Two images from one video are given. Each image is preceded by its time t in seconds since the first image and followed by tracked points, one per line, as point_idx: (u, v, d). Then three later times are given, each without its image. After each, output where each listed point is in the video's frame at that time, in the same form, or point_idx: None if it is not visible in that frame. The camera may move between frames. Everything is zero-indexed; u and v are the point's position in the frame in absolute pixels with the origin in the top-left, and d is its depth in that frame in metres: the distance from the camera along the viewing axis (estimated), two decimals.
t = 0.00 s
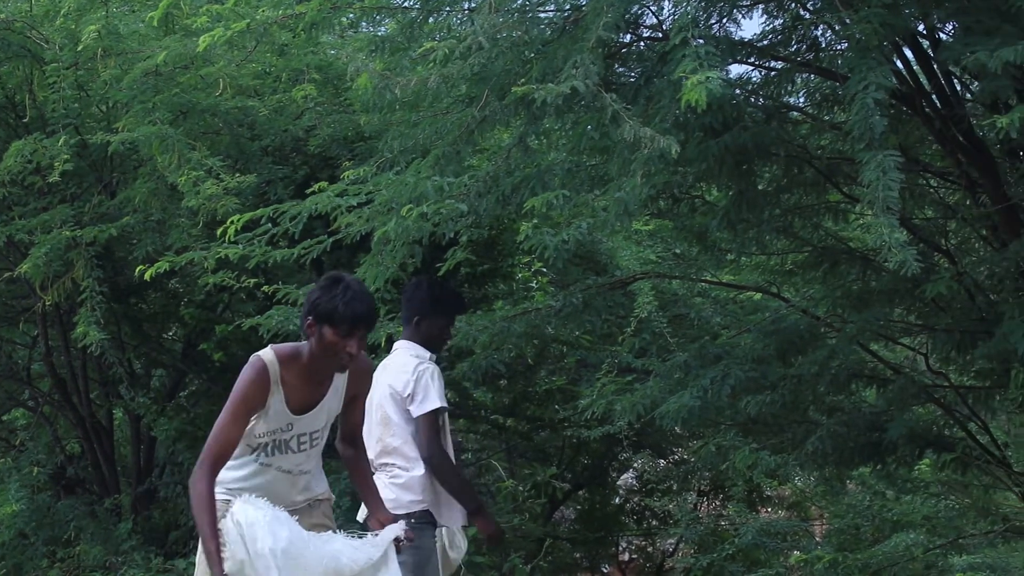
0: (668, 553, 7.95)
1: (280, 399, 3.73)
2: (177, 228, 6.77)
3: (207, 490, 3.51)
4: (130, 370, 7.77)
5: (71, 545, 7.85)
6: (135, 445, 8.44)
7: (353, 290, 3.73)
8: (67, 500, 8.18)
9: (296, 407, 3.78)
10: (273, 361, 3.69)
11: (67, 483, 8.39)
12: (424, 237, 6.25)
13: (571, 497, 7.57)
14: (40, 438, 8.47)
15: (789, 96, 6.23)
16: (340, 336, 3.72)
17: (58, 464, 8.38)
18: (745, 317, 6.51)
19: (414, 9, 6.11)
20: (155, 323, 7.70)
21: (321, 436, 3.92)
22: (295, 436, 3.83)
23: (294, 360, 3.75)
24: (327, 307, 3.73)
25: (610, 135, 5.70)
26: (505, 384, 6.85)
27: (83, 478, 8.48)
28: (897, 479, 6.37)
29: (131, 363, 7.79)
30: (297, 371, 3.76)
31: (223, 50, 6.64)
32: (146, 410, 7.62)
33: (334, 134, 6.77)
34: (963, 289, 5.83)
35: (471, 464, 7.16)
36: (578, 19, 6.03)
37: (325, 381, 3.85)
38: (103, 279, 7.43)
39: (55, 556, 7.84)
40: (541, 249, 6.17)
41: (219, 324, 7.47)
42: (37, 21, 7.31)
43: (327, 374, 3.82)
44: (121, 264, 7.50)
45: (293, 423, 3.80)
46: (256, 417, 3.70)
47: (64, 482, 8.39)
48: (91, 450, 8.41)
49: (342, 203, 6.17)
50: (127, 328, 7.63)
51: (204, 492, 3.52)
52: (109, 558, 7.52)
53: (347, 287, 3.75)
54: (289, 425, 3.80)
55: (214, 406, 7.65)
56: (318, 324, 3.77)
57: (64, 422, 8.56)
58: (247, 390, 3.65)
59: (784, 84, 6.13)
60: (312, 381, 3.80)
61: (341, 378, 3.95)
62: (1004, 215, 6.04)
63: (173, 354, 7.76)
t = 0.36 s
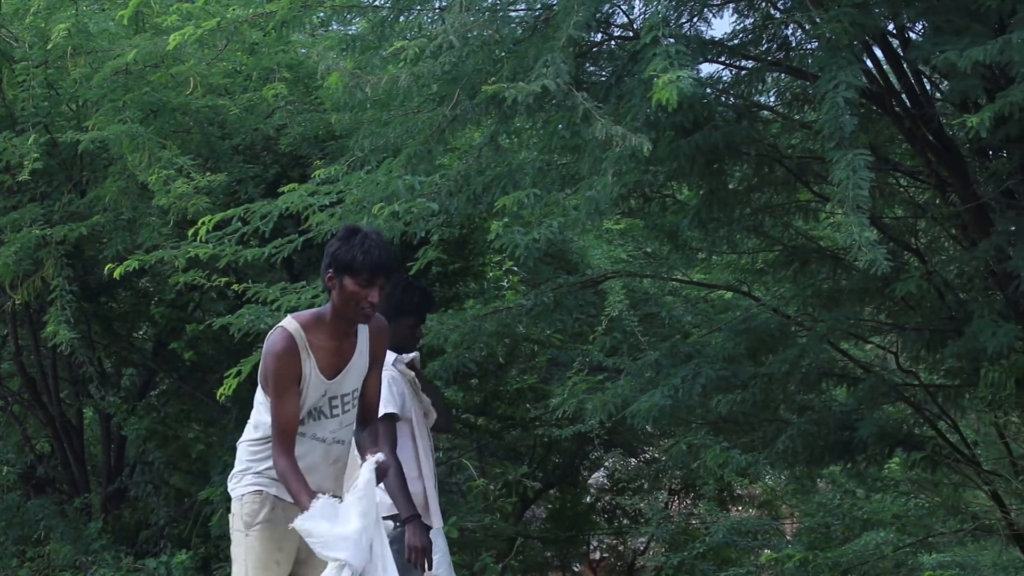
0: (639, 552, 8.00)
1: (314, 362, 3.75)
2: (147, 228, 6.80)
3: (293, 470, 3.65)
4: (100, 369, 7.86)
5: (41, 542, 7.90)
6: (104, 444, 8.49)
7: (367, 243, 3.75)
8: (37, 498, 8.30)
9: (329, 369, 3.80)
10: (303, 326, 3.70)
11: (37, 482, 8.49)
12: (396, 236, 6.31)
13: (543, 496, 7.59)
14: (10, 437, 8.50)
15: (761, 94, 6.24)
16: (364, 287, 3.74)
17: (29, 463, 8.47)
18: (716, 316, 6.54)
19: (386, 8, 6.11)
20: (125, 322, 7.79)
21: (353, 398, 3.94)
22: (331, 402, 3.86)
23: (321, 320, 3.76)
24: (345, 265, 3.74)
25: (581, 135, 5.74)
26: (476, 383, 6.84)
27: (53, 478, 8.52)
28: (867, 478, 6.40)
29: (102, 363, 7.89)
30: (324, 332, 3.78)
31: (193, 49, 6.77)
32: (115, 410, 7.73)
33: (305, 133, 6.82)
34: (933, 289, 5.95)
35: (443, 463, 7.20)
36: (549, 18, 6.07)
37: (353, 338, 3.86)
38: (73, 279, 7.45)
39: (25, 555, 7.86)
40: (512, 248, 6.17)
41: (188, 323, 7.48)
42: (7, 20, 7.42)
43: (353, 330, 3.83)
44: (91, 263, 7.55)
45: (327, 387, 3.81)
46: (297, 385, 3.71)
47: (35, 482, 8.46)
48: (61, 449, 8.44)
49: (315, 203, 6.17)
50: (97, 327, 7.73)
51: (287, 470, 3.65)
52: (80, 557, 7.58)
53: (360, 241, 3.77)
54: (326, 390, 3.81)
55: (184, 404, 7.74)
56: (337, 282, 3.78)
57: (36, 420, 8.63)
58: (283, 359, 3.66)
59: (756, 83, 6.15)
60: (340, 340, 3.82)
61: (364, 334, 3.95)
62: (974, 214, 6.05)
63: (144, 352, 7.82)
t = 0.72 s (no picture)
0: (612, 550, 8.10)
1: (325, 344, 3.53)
2: (120, 227, 6.91)
3: (309, 441, 3.38)
4: (72, 368, 8.11)
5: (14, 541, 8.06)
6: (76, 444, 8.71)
7: (364, 218, 3.54)
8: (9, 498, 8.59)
9: (346, 352, 3.57)
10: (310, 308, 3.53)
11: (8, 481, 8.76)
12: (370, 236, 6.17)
13: (515, 494, 7.76)
14: None
15: (732, 94, 6.24)
16: (364, 265, 3.51)
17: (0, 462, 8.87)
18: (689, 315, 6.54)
19: (358, 7, 6.12)
20: (97, 322, 8.03)
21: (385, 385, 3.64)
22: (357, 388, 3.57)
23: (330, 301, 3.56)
24: (344, 247, 3.53)
25: (553, 134, 5.80)
26: (448, 383, 6.97)
27: (25, 477, 8.84)
28: (838, 476, 6.44)
29: (74, 362, 8.16)
30: (336, 314, 3.56)
31: (165, 49, 6.83)
32: (87, 410, 7.99)
33: (277, 131, 6.95)
34: (904, 288, 6.03)
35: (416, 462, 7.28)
36: (522, 16, 6.08)
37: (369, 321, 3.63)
38: (45, 278, 7.68)
39: None
40: (485, 247, 6.16)
41: (160, 322, 7.67)
42: None
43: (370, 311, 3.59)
44: (62, 263, 7.77)
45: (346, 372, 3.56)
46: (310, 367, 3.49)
47: (6, 482, 8.79)
48: (33, 449, 8.65)
49: (286, 203, 6.17)
50: (69, 325, 7.97)
51: (302, 445, 3.38)
52: (51, 557, 7.73)
53: (361, 216, 3.55)
54: (346, 375, 3.55)
55: (155, 404, 8.04)
56: (342, 264, 3.58)
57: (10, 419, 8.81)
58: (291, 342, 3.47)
59: (727, 83, 6.17)
60: (354, 323, 3.59)
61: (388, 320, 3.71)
62: (944, 213, 6.15)
63: (116, 352, 8.09)
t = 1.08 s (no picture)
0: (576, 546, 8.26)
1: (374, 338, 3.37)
2: (90, 227, 7.11)
3: (392, 429, 3.26)
4: (42, 369, 8.44)
5: None
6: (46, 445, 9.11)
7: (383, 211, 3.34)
8: None
9: (391, 343, 3.43)
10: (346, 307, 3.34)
11: None
12: (341, 237, 6.15)
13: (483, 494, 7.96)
14: None
15: (703, 94, 6.25)
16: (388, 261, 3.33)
17: None
18: (660, 315, 6.53)
19: (328, 7, 6.10)
20: (67, 322, 8.43)
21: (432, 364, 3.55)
22: (406, 374, 3.46)
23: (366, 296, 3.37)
24: (369, 243, 3.33)
25: (524, 134, 5.83)
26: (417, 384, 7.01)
27: None
28: (808, 476, 6.53)
29: (44, 363, 8.48)
30: (373, 308, 3.40)
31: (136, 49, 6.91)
32: (58, 410, 8.40)
33: (249, 130, 7.24)
34: (874, 287, 6.05)
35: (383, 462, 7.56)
36: (493, 16, 6.08)
37: (407, 307, 3.48)
38: (15, 278, 8.04)
39: None
40: (457, 247, 6.18)
41: (134, 321, 8.20)
42: None
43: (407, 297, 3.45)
44: (31, 263, 8.14)
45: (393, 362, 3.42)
46: (361, 365, 3.33)
47: None
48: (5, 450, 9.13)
49: (258, 203, 6.20)
50: (40, 327, 8.35)
51: (384, 438, 3.25)
52: (23, 557, 8.02)
53: (377, 209, 3.37)
54: (399, 363, 3.43)
55: (126, 405, 8.53)
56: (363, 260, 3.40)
57: None
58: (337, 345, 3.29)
59: (698, 83, 6.17)
60: (393, 312, 3.44)
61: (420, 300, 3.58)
62: (914, 214, 6.18)
63: (86, 352, 8.52)
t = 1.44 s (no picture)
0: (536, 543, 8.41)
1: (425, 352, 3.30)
2: (51, 225, 7.20)
3: (434, 446, 3.21)
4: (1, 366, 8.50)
5: None
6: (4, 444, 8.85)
7: (446, 224, 3.28)
8: None
9: (441, 353, 3.37)
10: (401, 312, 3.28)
11: None
12: (301, 234, 6.20)
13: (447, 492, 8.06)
14: None
15: (665, 92, 6.22)
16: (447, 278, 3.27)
17: None
18: (623, 313, 6.51)
19: (290, 5, 6.08)
20: (26, 320, 8.25)
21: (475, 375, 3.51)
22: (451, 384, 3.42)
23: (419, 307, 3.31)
24: (428, 253, 3.27)
25: (487, 131, 5.84)
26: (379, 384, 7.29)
27: None
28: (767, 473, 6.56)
29: (4, 361, 8.34)
30: (425, 319, 3.33)
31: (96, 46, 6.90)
32: (18, 408, 8.23)
33: (210, 129, 7.50)
34: (835, 285, 6.06)
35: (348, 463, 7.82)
36: (455, 15, 6.07)
37: (456, 317, 3.43)
38: None
39: None
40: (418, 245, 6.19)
41: (94, 321, 8.10)
42: None
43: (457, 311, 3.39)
44: None
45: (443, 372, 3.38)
46: (409, 375, 3.26)
47: None
48: None
49: (221, 199, 6.21)
50: None
51: (425, 454, 3.20)
52: None
53: (438, 223, 3.29)
54: (447, 375, 3.38)
55: (86, 404, 8.35)
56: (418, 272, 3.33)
57: None
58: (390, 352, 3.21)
59: (659, 81, 6.14)
60: (443, 323, 3.39)
61: (466, 310, 3.54)
62: (876, 212, 6.21)
63: (46, 351, 8.32)
